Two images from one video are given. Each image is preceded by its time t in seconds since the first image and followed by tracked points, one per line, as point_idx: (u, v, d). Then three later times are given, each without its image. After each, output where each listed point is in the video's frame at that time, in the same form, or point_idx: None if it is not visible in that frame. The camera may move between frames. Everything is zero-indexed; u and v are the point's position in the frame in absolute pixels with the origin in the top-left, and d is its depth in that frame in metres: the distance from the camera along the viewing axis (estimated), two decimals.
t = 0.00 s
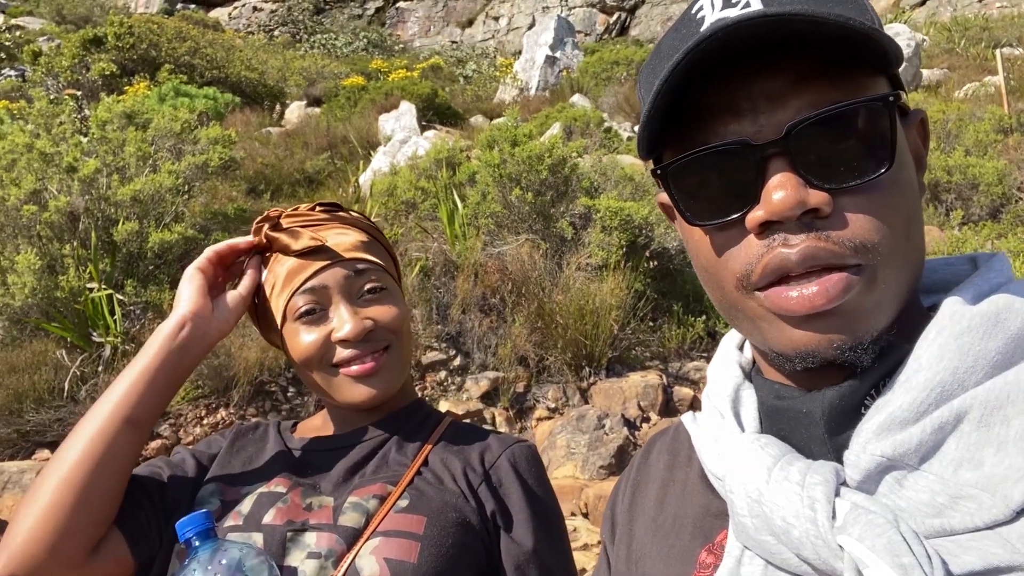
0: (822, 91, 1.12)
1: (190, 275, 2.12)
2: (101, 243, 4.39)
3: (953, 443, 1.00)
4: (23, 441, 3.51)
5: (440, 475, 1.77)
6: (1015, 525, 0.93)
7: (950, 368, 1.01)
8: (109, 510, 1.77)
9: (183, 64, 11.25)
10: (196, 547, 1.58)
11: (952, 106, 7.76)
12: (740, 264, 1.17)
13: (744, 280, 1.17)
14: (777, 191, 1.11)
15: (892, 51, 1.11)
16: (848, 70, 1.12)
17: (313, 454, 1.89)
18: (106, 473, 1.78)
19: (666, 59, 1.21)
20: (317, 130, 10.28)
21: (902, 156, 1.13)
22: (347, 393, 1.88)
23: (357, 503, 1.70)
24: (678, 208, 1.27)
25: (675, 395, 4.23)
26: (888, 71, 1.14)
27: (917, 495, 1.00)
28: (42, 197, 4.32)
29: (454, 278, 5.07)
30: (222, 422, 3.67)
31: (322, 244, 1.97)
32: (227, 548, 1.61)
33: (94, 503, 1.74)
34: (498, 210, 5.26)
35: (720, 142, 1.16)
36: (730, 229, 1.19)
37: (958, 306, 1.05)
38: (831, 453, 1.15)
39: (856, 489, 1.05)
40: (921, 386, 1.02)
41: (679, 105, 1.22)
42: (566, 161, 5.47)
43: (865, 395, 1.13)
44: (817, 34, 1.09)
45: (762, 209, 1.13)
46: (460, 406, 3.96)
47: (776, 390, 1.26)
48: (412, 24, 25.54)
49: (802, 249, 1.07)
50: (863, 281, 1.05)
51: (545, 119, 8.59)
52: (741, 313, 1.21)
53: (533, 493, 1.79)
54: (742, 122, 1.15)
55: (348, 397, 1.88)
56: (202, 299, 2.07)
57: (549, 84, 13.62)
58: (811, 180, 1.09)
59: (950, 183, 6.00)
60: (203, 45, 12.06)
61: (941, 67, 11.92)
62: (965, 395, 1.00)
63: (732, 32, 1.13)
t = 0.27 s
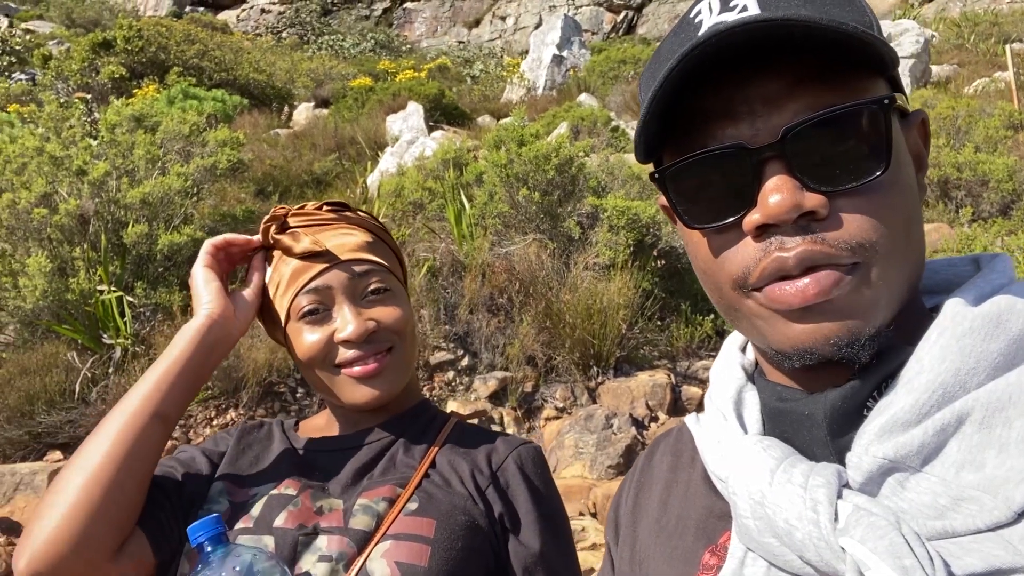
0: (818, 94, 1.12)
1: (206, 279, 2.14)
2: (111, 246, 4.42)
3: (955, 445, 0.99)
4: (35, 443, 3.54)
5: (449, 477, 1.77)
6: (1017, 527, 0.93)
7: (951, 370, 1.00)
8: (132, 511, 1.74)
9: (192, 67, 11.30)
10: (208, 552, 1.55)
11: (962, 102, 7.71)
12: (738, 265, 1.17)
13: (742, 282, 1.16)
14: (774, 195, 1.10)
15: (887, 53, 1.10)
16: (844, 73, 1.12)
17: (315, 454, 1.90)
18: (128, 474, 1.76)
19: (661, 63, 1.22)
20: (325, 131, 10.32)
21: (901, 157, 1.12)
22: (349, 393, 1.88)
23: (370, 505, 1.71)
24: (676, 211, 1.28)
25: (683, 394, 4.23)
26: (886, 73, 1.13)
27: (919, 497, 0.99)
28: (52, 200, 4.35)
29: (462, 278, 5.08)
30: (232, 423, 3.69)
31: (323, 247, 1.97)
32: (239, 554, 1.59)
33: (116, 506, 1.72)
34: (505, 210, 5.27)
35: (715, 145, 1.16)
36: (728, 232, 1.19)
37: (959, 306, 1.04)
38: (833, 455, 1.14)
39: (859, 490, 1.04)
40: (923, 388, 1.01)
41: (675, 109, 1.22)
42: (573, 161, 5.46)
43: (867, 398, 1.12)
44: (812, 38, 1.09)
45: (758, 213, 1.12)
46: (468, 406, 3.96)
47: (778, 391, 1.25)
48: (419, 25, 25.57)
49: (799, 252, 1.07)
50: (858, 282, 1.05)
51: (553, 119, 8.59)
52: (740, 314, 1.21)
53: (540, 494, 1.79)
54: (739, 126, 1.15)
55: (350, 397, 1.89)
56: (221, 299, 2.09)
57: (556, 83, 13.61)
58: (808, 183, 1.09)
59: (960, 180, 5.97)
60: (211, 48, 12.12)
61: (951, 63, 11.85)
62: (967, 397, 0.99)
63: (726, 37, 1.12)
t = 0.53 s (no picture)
0: (822, 98, 1.11)
1: (211, 297, 2.13)
2: (121, 249, 4.45)
3: (964, 448, 0.99)
4: (46, 445, 3.56)
5: (463, 479, 1.78)
6: None
7: (960, 372, 0.99)
8: (154, 526, 1.75)
9: (200, 70, 11.35)
10: (227, 553, 1.59)
11: (972, 98, 7.65)
12: (743, 270, 1.16)
13: (748, 287, 1.16)
14: (778, 199, 1.10)
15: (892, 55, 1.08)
16: (848, 75, 1.10)
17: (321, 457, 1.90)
18: (152, 490, 1.76)
19: (664, 68, 1.22)
20: (332, 132, 10.35)
21: (907, 159, 1.11)
22: (366, 398, 1.88)
23: (385, 505, 1.72)
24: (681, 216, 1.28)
25: (692, 394, 4.22)
26: (891, 75, 1.12)
27: (928, 500, 0.98)
28: (62, 204, 4.38)
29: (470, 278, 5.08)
30: (241, 425, 3.70)
31: (339, 250, 1.98)
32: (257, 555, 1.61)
33: (141, 521, 1.72)
34: (512, 210, 5.27)
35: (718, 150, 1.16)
36: (734, 236, 1.18)
37: (967, 308, 1.03)
38: (840, 458, 1.13)
39: (866, 494, 1.03)
40: (931, 390, 1.00)
41: (679, 113, 1.22)
42: (580, 160, 5.46)
43: (876, 399, 1.10)
44: (815, 41, 1.08)
45: (763, 216, 1.12)
46: (476, 406, 3.97)
47: (785, 393, 1.24)
48: (426, 25, 25.60)
49: (803, 257, 1.06)
50: (864, 288, 1.04)
51: (560, 119, 8.58)
52: (746, 320, 1.20)
53: (552, 493, 1.79)
54: (742, 130, 1.15)
55: (368, 403, 1.88)
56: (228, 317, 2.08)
57: (563, 83, 13.59)
58: (812, 187, 1.08)
59: (970, 176, 5.93)
60: (219, 50, 12.17)
61: (960, 59, 11.76)
62: (975, 399, 0.98)
63: (728, 41, 1.12)
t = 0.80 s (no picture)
0: (806, 104, 1.10)
1: (212, 299, 2.14)
2: (128, 251, 4.47)
3: (956, 449, 0.98)
4: (55, 447, 3.57)
5: (466, 479, 1.78)
6: (1017, 531, 0.92)
7: (951, 373, 0.99)
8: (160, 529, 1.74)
9: (207, 72, 11.40)
10: (232, 554, 1.59)
11: (979, 95, 7.62)
12: (732, 277, 1.16)
13: (737, 293, 1.15)
14: (765, 206, 1.10)
15: (875, 60, 1.07)
16: (832, 80, 1.10)
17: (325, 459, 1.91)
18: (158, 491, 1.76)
19: (650, 77, 1.22)
20: (338, 134, 10.37)
21: (893, 159, 1.10)
22: (370, 401, 1.89)
23: (389, 505, 1.72)
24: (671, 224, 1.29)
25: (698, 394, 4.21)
26: (877, 79, 1.11)
27: (921, 501, 0.98)
28: (70, 207, 4.40)
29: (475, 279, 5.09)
30: (249, 425, 3.72)
31: (347, 253, 1.99)
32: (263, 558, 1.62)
33: (148, 520, 1.72)
34: (518, 210, 5.27)
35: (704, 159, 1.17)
36: (722, 244, 1.19)
37: (959, 310, 1.03)
38: (833, 460, 1.13)
39: (860, 494, 1.04)
40: (923, 392, 1.00)
41: (666, 122, 1.23)
42: (585, 160, 5.46)
43: (869, 400, 1.10)
44: (796, 49, 1.07)
45: (750, 224, 1.12)
46: (482, 407, 3.97)
47: (779, 394, 1.24)
48: (431, 26, 25.63)
49: (791, 263, 1.06)
50: (849, 291, 1.03)
51: (565, 119, 8.58)
52: (736, 324, 1.20)
53: (555, 493, 1.79)
54: (728, 138, 1.15)
55: (373, 405, 1.89)
56: (229, 318, 2.08)
57: (569, 83, 13.59)
58: (799, 193, 1.08)
59: (978, 174, 5.90)
60: (226, 53, 12.22)
61: (968, 56, 11.70)
62: (967, 401, 0.98)
63: (710, 52, 1.12)
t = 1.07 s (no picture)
0: (763, 120, 1.10)
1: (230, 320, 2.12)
2: (132, 254, 4.50)
3: (919, 450, 0.97)
4: (59, 449, 3.59)
5: (452, 481, 1.80)
6: (977, 530, 0.91)
7: (915, 375, 0.98)
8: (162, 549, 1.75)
9: (212, 75, 11.46)
10: (223, 556, 1.58)
11: (983, 93, 7.62)
12: (697, 290, 1.15)
13: (702, 306, 1.15)
14: (725, 221, 1.10)
15: (831, 77, 1.06)
16: (788, 96, 1.09)
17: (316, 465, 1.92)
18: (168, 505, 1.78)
19: (613, 93, 1.20)
20: (342, 136, 10.42)
21: (851, 166, 1.10)
22: (361, 402, 1.92)
23: (377, 508, 1.75)
24: (638, 238, 1.29)
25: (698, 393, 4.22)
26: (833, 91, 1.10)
27: (884, 500, 0.97)
28: (75, 211, 4.45)
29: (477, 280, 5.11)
30: (251, 427, 3.74)
31: (347, 253, 2.02)
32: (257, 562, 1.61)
33: (156, 534, 1.74)
34: (519, 212, 5.30)
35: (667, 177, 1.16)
36: (685, 259, 1.18)
37: (923, 313, 1.02)
38: (800, 459, 1.13)
39: (825, 494, 1.03)
40: (887, 393, 0.99)
41: (629, 138, 1.22)
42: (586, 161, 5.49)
43: (835, 402, 1.09)
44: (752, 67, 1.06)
45: (711, 238, 1.11)
46: (483, 408, 3.99)
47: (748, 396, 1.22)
48: (435, 27, 25.69)
49: (751, 277, 1.05)
50: (809, 302, 1.03)
51: (568, 119, 8.60)
52: (704, 338, 1.19)
53: (541, 496, 1.81)
54: (690, 155, 1.14)
55: (365, 406, 1.92)
56: (242, 345, 2.07)
57: (572, 83, 13.62)
58: (756, 208, 1.08)
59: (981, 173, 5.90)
60: (230, 55, 12.29)
61: (972, 54, 11.70)
62: (930, 402, 0.97)
63: (666, 75, 1.10)
